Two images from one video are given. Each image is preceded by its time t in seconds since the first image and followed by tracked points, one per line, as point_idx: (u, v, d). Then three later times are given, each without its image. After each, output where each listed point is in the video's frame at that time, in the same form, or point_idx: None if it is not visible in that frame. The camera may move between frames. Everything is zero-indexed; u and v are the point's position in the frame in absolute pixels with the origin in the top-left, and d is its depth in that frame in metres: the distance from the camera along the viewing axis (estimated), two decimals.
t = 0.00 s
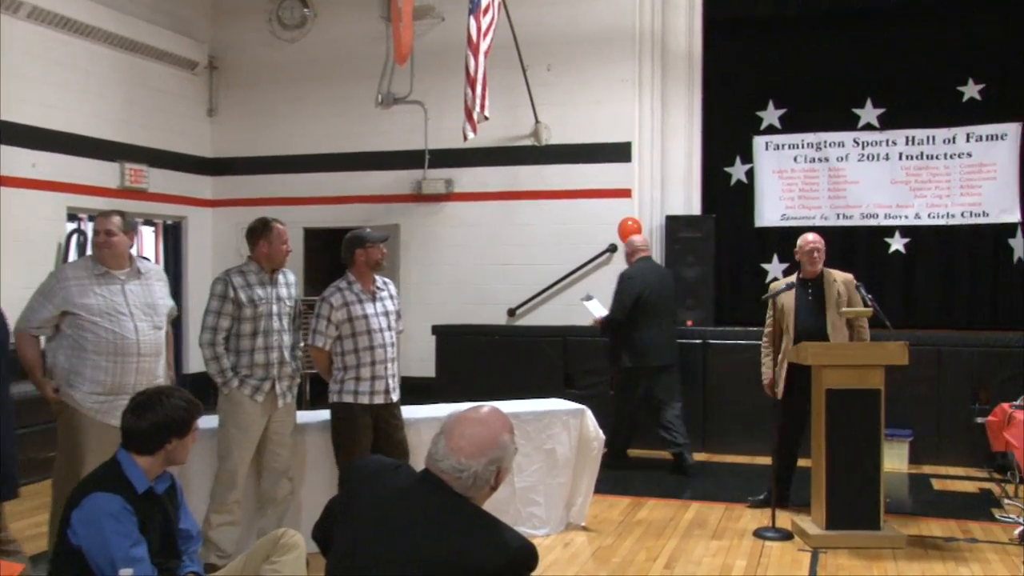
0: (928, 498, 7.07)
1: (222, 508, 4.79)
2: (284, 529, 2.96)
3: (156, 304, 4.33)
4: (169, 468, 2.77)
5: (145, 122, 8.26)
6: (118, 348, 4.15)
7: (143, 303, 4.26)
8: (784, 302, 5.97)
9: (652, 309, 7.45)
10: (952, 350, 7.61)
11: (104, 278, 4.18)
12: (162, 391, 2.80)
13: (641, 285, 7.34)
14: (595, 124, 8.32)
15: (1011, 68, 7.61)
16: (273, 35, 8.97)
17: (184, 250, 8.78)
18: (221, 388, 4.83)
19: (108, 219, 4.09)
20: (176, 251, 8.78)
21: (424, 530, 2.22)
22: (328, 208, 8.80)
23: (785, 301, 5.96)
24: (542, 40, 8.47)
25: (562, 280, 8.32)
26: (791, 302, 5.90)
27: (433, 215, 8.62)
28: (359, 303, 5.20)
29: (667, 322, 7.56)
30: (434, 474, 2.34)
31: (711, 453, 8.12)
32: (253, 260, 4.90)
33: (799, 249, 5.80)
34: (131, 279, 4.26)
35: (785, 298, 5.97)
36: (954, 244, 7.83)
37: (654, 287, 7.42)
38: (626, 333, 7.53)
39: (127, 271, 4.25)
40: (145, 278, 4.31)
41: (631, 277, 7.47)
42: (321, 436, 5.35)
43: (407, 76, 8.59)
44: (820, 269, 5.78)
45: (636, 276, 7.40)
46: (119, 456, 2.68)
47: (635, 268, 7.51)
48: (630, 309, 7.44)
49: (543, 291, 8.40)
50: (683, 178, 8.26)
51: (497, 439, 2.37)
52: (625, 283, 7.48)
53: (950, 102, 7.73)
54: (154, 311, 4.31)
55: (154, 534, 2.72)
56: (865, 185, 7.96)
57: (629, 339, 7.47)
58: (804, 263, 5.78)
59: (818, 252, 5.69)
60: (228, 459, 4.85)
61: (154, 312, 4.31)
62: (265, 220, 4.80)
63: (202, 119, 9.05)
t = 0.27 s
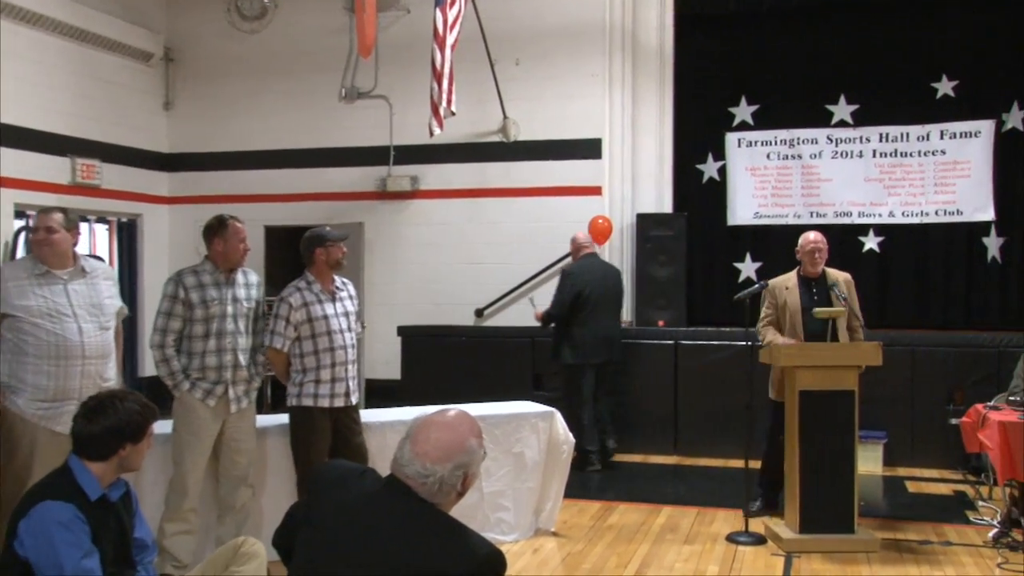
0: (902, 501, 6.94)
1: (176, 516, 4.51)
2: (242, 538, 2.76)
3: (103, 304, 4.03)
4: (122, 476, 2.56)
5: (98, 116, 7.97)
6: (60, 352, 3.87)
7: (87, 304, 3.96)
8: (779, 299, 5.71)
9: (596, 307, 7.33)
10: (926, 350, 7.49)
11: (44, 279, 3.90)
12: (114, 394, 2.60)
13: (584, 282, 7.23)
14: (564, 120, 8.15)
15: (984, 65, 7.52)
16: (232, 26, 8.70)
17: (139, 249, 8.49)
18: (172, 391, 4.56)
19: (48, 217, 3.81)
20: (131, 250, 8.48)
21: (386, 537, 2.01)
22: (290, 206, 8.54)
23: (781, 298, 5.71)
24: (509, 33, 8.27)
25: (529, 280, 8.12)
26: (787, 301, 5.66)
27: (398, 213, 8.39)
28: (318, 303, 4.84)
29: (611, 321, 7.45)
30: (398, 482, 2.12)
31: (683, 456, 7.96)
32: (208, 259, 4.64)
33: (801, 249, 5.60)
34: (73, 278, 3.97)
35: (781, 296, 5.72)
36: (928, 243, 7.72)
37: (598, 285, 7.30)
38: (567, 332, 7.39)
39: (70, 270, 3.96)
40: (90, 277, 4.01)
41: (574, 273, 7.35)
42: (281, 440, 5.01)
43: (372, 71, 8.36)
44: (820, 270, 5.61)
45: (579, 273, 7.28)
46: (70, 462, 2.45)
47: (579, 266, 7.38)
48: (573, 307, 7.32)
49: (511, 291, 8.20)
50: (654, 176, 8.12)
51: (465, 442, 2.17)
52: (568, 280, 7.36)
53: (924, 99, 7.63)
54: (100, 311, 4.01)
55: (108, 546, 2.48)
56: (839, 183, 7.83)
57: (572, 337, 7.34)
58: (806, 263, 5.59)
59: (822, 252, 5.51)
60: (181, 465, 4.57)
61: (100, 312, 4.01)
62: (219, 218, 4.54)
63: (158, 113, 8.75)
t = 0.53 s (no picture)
0: (878, 504, 6.81)
1: (129, 525, 4.23)
2: (208, 545, 2.36)
3: (47, 307, 3.77)
4: (74, 487, 2.26)
5: (50, 109, 7.66)
6: (0, 357, 3.62)
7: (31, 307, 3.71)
8: (770, 297, 5.43)
9: (544, 308, 7.19)
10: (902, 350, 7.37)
11: None
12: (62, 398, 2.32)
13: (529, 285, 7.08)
14: (534, 116, 7.95)
15: (960, 61, 7.42)
16: (190, 16, 8.43)
17: (94, 247, 8.18)
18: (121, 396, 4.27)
19: None
20: (86, 247, 8.17)
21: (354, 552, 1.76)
22: (252, 203, 8.28)
23: (770, 295, 5.44)
24: (478, 27, 8.08)
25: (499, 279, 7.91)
26: (781, 299, 5.41)
27: (364, 211, 8.15)
28: (280, 303, 4.49)
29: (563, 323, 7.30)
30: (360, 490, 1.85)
31: (656, 459, 7.79)
32: (161, 257, 4.37)
33: (786, 246, 5.40)
34: (17, 279, 3.71)
35: (770, 293, 5.45)
36: (904, 242, 7.61)
37: (545, 287, 7.15)
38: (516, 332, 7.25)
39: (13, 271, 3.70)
40: (33, 279, 3.75)
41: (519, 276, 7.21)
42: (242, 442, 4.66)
43: (337, 64, 8.12)
44: (804, 267, 5.44)
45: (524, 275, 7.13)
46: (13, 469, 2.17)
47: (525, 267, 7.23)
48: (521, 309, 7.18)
49: (481, 291, 7.97)
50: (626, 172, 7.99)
51: (433, 441, 1.87)
52: (513, 282, 7.21)
53: (900, 95, 7.51)
54: (45, 313, 3.76)
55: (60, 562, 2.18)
56: (814, 180, 7.70)
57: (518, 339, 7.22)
58: (792, 260, 5.39)
59: (810, 248, 5.34)
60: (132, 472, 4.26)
61: (45, 315, 3.76)
62: (174, 214, 4.27)
63: (113, 106, 8.45)
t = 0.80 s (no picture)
0: (855, 507, 6.66)
1: (85, 533, 3.89)
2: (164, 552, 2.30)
3: None
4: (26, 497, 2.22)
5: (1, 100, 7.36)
6: None
7: None
8: (750, 301, 5.19)
9: (494, 303, 6.88)
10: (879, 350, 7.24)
11: None
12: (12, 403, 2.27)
13: (485, 281, 6.75)
14: (505, 112, 7.81)
15: (937, 56, 7.30)
16: (149, 6, 8.16)
17: (48, 245, 7.88)
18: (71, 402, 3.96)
19: None
20: (38, 245, 7.86)
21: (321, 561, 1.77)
22: (214, 200, 8.01)
23: (748, 299, 5.20)
24: (448, 20, 7.90)
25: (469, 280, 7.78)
26: (761, 301, 5.18)
27: (330, 209, 7.90)
28: (242, 303, 4.24)
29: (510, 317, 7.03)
30: (328, 492, 1.85)
31: (631, 463, 7.61)
32: (113, 257, 4.08)
33: (761, 246, 5.21)
34: None
35: (747, 297, 5.22)
36: (881, 241, 7.48)
37: (499, 282, 6.85)
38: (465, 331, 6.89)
39: None
40: None
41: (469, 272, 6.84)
42: (203, 449, 4.35)
43: (302, 57, 7.89)
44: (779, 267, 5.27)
45: (479, 271, 6.78)
46: None
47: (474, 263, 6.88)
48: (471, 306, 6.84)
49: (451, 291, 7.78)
50: (599, 170, 7.83)
51: (402, 446, 1.86)
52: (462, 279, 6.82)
53: (877, 91, 7.39)
54: None
55: None
56: (791, 178, 7.56)
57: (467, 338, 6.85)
58: (769, 260, 5.21)
59: (785, 247, 5.18)
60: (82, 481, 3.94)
61: None
62: (127, 212, 3.99)
63: (67, 99, 8.16)
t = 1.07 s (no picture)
0: (839, 511, 6.50)
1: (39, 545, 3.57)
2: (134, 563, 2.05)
3: None
4: None
5: None
6: None
7: None
8: (735, 302, 5.04)
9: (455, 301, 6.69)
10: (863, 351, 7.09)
11: None
12: None
13: (456, 278, 6.56)
14: (482, 107, 7.62)
15: (920, 51, 7.17)
16: None
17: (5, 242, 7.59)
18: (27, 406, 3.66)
19: None
20: None
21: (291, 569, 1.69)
22: (180, 197, 7.76)
23: (734, 300, 5.05)
24: (423, 12, 7.70)
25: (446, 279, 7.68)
26: (748, 302, 5.02)
27: (301, 206, 7.67)
28: (209, 303, 3.99)
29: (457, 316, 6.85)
30: (296, 499, 1.77)
31: (611, 467, 7.42)
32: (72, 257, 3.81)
33: (748, 246, 5.04)
34: None
35: (734, 298, 5.07)
36: (865, 240, 7.33)
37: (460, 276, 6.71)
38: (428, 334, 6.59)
39: None
40: None
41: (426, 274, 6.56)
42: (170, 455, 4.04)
43: (272, 49, 7.66)
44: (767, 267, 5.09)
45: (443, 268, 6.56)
46: None
47: (431, 263, 6.62)
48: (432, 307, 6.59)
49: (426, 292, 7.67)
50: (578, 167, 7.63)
51: (374, 451, 1.81)
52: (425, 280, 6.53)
53: (861, 86, 7.25)
54: None
55: None
56: (773, 175, 7.40)
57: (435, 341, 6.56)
58: (756, 261, 5.04)
59: (774, 247, 5.00)
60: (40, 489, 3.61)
61: None
62: (87, 210, 3.74)
63: (26, 91, 7.87)
